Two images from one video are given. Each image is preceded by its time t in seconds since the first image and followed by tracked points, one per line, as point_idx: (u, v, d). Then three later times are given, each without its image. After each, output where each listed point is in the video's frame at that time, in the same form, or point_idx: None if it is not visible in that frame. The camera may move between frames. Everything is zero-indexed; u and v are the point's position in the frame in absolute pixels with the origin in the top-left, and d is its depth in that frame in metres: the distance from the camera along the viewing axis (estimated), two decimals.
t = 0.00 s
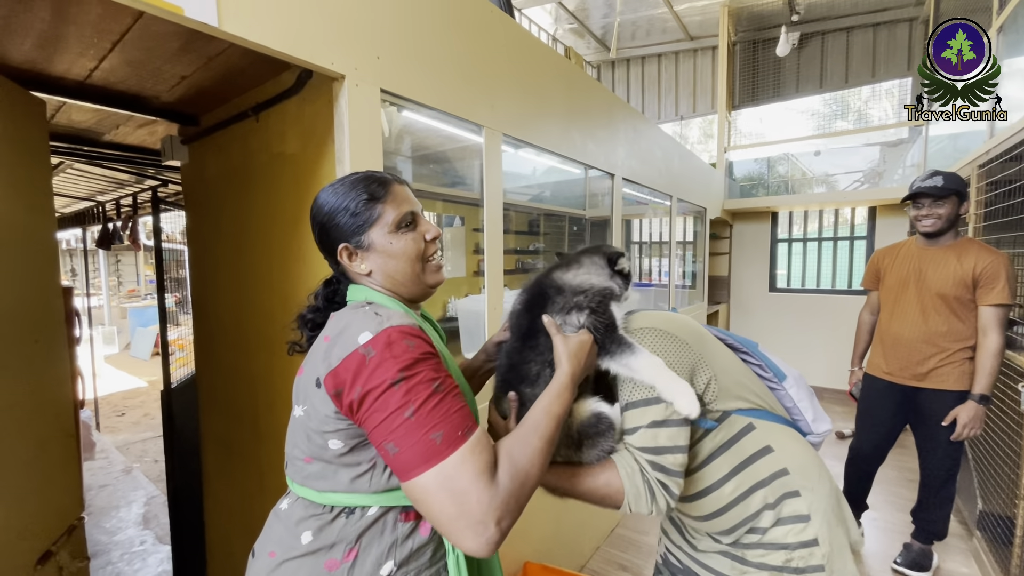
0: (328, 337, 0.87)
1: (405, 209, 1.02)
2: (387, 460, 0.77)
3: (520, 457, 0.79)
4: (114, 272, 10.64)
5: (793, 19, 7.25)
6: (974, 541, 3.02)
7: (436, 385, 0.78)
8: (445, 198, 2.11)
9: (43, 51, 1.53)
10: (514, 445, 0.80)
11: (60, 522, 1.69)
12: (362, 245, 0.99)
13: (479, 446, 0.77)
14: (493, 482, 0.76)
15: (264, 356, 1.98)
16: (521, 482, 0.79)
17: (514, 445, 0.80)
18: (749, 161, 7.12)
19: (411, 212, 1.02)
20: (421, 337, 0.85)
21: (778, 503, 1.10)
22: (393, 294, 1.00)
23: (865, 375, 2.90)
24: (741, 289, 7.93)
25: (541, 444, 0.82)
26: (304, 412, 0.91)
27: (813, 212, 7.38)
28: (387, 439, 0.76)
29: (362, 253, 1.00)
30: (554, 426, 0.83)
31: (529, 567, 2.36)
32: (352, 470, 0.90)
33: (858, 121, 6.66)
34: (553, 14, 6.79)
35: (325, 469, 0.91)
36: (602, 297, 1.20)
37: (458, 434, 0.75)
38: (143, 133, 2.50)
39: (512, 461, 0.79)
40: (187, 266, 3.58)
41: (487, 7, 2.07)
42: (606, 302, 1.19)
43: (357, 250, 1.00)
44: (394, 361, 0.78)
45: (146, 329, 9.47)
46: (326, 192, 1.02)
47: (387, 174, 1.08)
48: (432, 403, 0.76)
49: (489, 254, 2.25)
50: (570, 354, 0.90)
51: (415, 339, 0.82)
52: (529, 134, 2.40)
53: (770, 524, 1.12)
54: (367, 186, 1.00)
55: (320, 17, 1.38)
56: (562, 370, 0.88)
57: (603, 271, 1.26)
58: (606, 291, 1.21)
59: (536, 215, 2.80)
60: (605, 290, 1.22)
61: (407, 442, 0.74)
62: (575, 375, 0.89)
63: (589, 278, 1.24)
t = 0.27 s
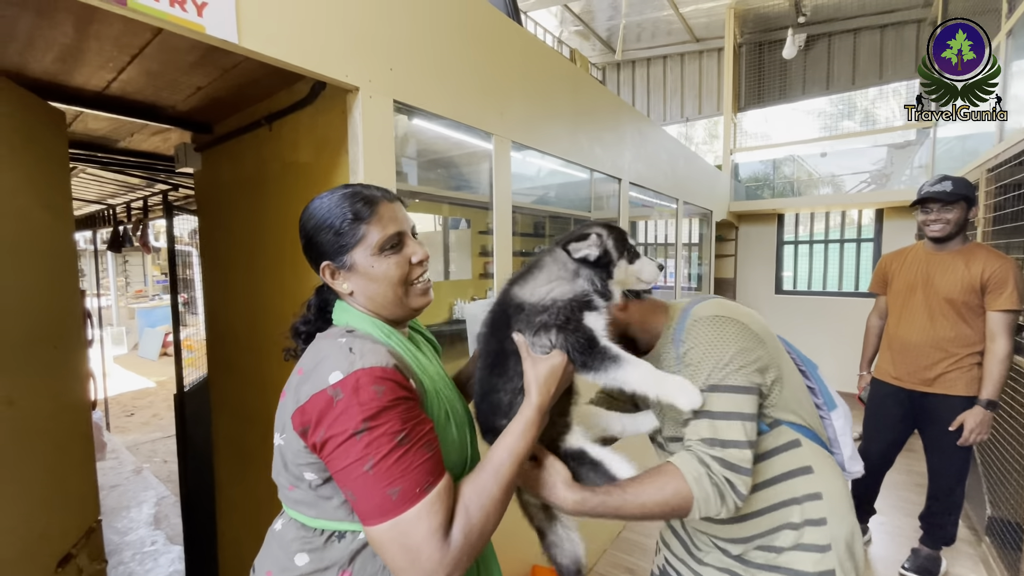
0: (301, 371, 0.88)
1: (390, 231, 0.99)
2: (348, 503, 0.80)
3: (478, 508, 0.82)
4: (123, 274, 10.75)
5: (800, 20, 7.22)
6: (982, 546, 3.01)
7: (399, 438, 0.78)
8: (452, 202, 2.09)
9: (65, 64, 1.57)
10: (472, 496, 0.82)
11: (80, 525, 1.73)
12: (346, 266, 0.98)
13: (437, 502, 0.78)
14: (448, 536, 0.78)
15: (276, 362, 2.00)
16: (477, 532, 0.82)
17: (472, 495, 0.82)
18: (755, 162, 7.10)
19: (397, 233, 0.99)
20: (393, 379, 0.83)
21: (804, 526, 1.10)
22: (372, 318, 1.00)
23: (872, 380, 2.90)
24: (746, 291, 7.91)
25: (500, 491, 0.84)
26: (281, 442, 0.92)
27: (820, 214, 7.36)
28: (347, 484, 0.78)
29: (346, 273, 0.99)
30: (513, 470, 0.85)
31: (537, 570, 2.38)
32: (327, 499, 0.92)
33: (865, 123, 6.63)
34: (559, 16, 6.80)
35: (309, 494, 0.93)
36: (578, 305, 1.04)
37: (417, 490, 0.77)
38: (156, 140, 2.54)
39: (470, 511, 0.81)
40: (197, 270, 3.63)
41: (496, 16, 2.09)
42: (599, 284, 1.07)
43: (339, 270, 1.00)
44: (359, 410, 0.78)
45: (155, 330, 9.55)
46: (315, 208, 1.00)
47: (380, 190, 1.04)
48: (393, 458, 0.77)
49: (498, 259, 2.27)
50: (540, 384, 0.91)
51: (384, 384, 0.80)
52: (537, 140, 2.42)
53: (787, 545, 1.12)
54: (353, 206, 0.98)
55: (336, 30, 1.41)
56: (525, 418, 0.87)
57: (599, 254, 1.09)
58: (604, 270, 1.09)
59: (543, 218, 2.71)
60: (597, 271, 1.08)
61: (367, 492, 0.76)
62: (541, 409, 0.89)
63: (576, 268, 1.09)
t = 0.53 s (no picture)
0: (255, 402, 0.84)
1: (348, 244, 0.93)
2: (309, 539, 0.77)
3: (444, 535, 0.79)
4: (152, 275, 11.10)
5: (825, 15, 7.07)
6: (1022, 557, 2.90)
7: (355, 472, 0.74)
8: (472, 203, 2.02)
9: (113, 77, 1.64)
10: (440, 520, 0.80)
11: (126, 520, 1.81)
12: (306, 282, 0.95)
13: (402, 533, 0.75)
14: (416, 566, 0.76)
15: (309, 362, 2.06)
16: (446, 556, 0.80)
17: (438, 516, 0.80)
18: (778, 160, 6.97)
19: (354, 245, 0.93)
20: (346, 410, 0.77)
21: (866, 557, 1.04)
22: (332, 335, 0.95)
23: (905, 384, 2.83)
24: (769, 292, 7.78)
25: (467, 513, 0.82)
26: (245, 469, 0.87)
27: (846, 214, 7.19)
28: (306, 524, 0.76)
29: (308, 289, 0.96)
30: (478, 486, 0.83)
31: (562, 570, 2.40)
32: (295, 527, 0.85)
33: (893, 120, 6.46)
34: (578, 16, 6.79)
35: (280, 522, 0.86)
36: (509, 286, 1.04)
37: (376, 527, 0.74)
38: (191, 148, 2.62)
39: (437, 534, 0.79)
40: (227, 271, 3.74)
41: (523, 22, 2.11)
42: (535, 257, 1.08)
43: (299, 285, 0.96)
44: (308, 447, 0.74)
45: (182, 330, 9.84)
46: (277, 220, 0.96)
47: (344, 198, 0.98)
48: (348, 494, 0.73)
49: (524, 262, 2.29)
50: (501, 388, 0.90)
51: (335, 416, 0.76)
52: (561, 143, 2.43)
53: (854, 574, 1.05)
54: (307, 219, 0.92)
55: (371, 41, 1.44)
56: (489, 432, 0.85)
57: (541, 227, 1.10)
58: (548, 238, 1.11)
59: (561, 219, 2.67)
60: (533, 242, 1.10)
61: (324, 532, 0.74)
62: (504, 416, 0.88)
63: (519, 245, 1.09)
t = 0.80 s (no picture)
0: (222, 410, 0.89)
1: (289, 257, 0.96)
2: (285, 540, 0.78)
3: (427, 519, 0.80)
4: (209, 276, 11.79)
5: None
6: None
7: (318, 456, 0.76)
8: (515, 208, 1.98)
9: (181, 90, 1.73)
10: (422, 499, 0.81)
11: (192, 508, 1.91)
12: (266, 297, 1.01)
13: (380, 516, 0.76)
14: (403, 547, 0.77)
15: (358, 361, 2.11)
16: (432, 536, 0.80)
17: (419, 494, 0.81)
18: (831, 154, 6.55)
19: (297, 257, 0.96)
20: (301, 402, 0.82)
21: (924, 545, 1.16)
22: (298, 343, 1.00)
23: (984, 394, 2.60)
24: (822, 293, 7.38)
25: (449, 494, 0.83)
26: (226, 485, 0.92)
27: (910, 209, 6.71)
28: (278, 524, 0.77)
29: (268, 303, 1.02)
30: (457, 458, 0.86)
31: None
32: (277, 538, 0.89)
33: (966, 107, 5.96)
34: (618, 12, 6.66)
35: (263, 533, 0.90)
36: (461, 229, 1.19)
37: (343, 508, 0.75)
38: (248, 155, 2.75)
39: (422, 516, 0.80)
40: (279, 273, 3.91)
41: (569, 20, 2.08)
42: (506, 209, 1.24)
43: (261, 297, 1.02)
44: (264, 439, 0.77)
45: (237, 328, 10.40)
46: (233, 235, 1.03)
47: (289, 206, 1.01)
48: (312, 481, 0.75)
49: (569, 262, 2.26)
50: (458, 352, 0.96)
51: (288, 406, 0.80)
52: (606, 141, 2.38)
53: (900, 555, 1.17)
54: (249, 238, 0.97)
55: (422, 44, 1.46)
56: (457, 397, 0.91)
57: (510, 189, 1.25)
58: (518, 202, 1.25)
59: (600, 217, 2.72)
60: (505, 200, 1.25)
61: (296, 524, 0.75)
62: (465, 379, 0.94)
63: (492, 201, 1.26)
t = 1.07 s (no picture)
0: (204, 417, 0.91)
1: (249, 266, 1.01)
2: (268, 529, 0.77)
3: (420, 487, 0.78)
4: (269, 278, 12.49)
5: None
6: None
7: (296, 432, 0.78)
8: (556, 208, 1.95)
9: (237, 100, 1.81)
10: (413, 466, 0.79)
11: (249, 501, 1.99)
12: (237, 309, 1.06)
13: (366, 486, 0.77)
14: (394, 518, 0.75)
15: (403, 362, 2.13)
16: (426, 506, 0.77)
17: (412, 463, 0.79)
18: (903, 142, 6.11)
19: (257, 264, 1.01)
20: (273, 387, 0.85)
21: None
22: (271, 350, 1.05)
23: None
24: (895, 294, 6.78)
25: (443, 463, 0.80)
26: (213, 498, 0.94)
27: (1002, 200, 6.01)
28: (258, 511, 0.77)
29: (242, 314, 1.07)
30: (446, 423, 0.83)
31: None
32: (261, 546, 0.89)
33: None
34: (666, 3, 6.40)
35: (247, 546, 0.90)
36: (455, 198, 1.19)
37: (323, 477, 0.76)
38: (300, 162, 2.86)
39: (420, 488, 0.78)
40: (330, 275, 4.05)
41: (616, 10, 2.00)
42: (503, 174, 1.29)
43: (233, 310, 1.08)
44: (238, 424, 0.80)
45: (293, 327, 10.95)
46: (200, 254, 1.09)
47: (247, 216, 1.06)
48: (293, 456, 0.76)
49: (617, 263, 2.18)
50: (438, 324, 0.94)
51: (262, 389, 0.83)
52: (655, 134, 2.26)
53: None
54: (211, 253, 1.04)
55: (464, 42, 1.43)
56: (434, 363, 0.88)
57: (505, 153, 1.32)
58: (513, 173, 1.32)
59: (650, 216, 2.66)
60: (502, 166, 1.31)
61: (276, 504, 0.75)
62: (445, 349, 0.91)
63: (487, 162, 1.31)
